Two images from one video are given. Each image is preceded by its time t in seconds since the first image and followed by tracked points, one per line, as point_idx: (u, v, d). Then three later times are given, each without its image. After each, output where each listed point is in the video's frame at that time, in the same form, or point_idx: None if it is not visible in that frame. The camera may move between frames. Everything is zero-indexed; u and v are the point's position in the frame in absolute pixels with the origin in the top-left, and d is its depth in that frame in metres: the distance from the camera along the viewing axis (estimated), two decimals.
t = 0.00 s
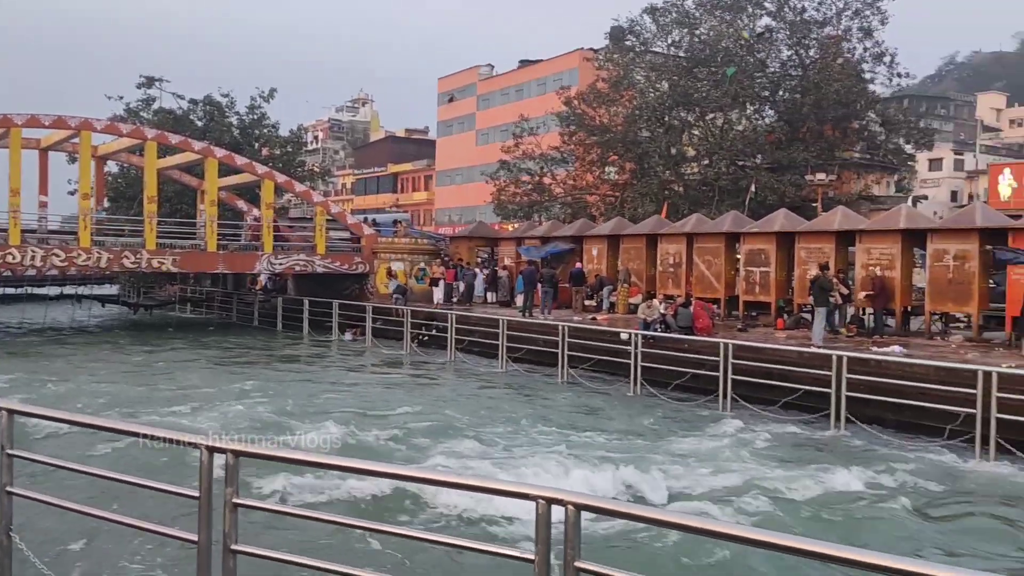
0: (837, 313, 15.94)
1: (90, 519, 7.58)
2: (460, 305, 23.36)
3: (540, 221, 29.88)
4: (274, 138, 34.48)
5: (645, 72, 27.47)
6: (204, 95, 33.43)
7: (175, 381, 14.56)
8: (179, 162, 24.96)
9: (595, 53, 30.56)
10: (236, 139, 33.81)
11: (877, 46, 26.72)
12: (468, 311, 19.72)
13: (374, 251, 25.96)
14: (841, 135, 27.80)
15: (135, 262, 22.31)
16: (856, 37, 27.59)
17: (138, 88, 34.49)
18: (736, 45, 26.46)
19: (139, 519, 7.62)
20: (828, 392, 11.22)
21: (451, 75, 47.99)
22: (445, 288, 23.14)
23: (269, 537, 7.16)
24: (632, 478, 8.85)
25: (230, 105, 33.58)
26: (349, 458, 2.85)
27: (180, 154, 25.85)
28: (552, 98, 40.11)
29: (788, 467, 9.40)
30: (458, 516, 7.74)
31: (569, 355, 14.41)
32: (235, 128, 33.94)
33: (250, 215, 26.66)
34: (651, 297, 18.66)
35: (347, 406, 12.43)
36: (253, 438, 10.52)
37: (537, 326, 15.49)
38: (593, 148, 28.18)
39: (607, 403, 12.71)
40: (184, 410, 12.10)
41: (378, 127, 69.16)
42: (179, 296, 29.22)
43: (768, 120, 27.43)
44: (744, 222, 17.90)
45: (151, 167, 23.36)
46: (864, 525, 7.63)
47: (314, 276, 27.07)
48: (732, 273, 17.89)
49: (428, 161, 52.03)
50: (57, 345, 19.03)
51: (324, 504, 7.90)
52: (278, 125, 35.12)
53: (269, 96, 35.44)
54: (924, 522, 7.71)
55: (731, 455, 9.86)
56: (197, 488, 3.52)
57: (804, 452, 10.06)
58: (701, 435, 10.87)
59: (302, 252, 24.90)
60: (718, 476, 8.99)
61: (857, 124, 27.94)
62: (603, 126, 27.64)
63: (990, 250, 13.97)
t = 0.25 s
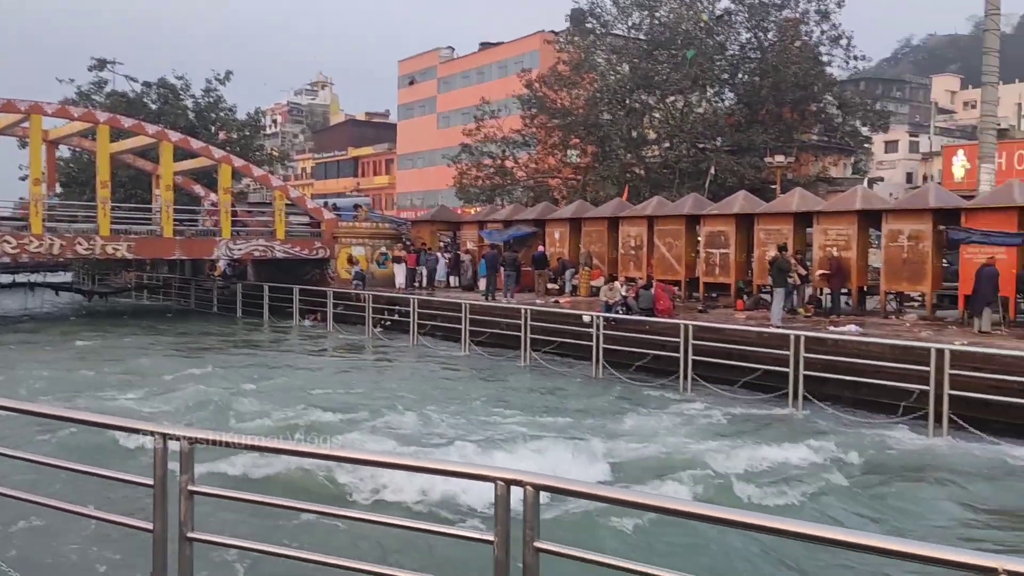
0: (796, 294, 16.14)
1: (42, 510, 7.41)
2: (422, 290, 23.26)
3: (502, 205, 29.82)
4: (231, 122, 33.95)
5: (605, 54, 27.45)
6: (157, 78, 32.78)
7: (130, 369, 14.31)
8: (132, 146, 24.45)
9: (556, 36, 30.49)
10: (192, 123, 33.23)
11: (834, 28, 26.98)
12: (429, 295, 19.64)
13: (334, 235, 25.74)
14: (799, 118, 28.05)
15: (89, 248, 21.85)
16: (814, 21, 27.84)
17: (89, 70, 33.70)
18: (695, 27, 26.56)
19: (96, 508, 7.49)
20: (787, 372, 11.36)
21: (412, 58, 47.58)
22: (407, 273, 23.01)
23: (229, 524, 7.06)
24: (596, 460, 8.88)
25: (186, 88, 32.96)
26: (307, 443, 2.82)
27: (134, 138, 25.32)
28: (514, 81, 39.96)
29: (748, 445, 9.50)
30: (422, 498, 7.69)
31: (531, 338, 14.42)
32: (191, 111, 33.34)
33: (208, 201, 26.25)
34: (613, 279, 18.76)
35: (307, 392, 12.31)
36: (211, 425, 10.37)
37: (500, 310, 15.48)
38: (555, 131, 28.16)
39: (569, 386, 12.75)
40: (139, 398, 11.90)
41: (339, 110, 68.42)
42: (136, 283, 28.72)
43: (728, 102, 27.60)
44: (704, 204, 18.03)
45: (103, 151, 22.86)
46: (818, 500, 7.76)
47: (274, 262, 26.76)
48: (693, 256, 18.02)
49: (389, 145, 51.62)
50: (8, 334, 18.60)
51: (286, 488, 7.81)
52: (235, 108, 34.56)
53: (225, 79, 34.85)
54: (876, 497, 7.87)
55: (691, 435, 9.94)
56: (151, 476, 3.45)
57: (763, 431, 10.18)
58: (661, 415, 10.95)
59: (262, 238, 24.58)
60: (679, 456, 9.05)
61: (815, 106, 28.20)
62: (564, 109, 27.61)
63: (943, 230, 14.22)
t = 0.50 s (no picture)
0: (773, 279, 16.24)
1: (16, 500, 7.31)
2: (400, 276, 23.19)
3: (481, 190, 29.74)
4: (206, 107, 33.57)
5: (584, 40, 27.40)
6: (130, 63, 32.32)
7: (105, 357, 14.16)
8: (105, 133, 24.11)
9: (533, 20, 30.38)
10: (165, 108, 32.82)
11: (810, 13, 27.08)
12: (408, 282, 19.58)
13: (311, 222, 25.59)
14: (776, 103, 28.13)
15: (61, 235, 21.55)
16: (790, 6, 27.92)
17: (60, 55, 33.17)
18: (673, 13, 26.56)
19: (71, 498, 7.41)
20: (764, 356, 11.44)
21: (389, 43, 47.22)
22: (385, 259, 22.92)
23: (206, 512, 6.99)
24: (575, 445, 8.89)
25: (159, 73, 32.53)
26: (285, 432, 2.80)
27: (106, 125, 24.96)
28: (492, 66, 39.79)
29: (726, 429, 9.55)
30: (401, 482, 7.64)
31: (510, 324, 14.41)
32: (164, 97, 32.92)
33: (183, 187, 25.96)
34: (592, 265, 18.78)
35: (284, 380, 12.24)
36: (188, 414, 10.28)
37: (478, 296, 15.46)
38: (533, 116, 28.10)
39: (548, 372, 12.76)
40: (114, 387, 11.77)
41: (315, 95, 67.84)
42: (110, 271, 28.41)
43: (706, 87, 27.64)
44: (682, 189, 18.06)
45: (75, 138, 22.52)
46: (797, 484, 7.83)
47: (250, 249, 26.55)
48: (671, 241, 18.08)
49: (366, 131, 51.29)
50: None
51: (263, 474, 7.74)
52: (209, 93, 34.16)
53: (199, 64, 34.42)
54: (853, 479, 7.95)
55: (670, 420, 9.98)
56: (125, 465, 3.40)
57: (740, 415, 10.24)
58: (640, 401, 10.99)
59: (237, 225, 24.37)
60: (658, 441, 9.08)
61: (792, 91, 28.32)
62: (542, 94, 27.53)
63: (918, 214, 14.33)
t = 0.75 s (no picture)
0: (758, 262, 16.30)
1: None
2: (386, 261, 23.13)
3: (466, 174, 29.63)
4: (188, 90, 33.23)
5: (569, 22, 27.26)
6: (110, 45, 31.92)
7: (89, 344, 14.07)
8: (86, 116, 23.83)
9: (518, 3, 30.20)
10: (146, 91, 32.47)
11: None
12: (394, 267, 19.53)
13: (296, 206, 25.46)
14: (761, 86, 28.09)
15: (43, 220, 21.33)
16: None
17: (38, 37, 32.71)
18: None
19: (55, 487, 7.34)
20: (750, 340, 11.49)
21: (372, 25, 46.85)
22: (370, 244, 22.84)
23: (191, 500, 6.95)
24: (560, 433, 8.89)
25: (139, 55, 32.15)
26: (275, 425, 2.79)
27: (86, 108, 24.65)
28: (477, 49, 39.56)
29: (712, 413, 9.60)
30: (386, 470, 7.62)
31: (497, 309, 14.41)
32: (145, 79, 32.56)
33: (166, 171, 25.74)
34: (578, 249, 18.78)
35: (271, 366, 12.19)
36: (173, 402, 10.22)
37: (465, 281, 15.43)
38: (518, 99, 27.99)
39: (535, 356, 12.78)
40: (99, 374, 11.70)
41: (298, 77, 67.28)
42: (92, 256, 28.17)
43: (691, 70, 27.59)
44: (668, 172, 18.06)
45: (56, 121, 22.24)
46: (783, 466, 7.89)
47: (234, 233, 26.38)
48: (657, 225, 18.11)
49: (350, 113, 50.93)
50: None
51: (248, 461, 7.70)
52: (191, 76, 33.80)
53: (180, 46, 34.04)
54: (837, 462, 8.00)
55: (657, 404, 10.01)
56: (109, 457, 3.37)
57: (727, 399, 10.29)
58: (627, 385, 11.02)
59: (221, 209, 24.19)
60: (645, 426, 9.11)
61: (777, 74, 28.30)
62: (527, 77, 27.40)
63: (902, 197, 14.38)
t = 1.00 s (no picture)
0: (756, 243, 16.29)
1: None
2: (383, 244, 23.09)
3: (463, 155, 29.49)
4: (182, 73, 33.02)
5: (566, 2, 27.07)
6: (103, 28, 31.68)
7: (87, 330, 14.06)
8: (80, 100, 23.69)
9: None
10: (141, 74, 32.26)
11: None
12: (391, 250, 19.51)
13: (292, 190, 25.39)
14: (759, 65, 27.78)
15: (39, 206, 21.27)
16: None
17: (31, 20, 32.45)
18: None
19: (54, 476, 7.36)
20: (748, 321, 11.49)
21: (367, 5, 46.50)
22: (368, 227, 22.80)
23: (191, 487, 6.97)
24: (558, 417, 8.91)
25: (133, 38, 31.92)
26: (275, 416, 2.79)
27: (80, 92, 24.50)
28: (473, 29, 39.28)
29: (710, 395, 9.61)
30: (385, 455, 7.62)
31: (496, 292, 14.40)
32: (139, 62, 32.34)
33: (161, 155, 25.63)
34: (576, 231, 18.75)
35: (270, 352, 12.19)
36: (172, 388, 10.22)
37: (463, 264, 15.42)
38: (515, 80, 27.85)
39: (533, 340, 12.78)
40: (97, 361, 11.70)
41: (293, 58, 66.83)
42: (89, 241, 28.10)
43: (689, 49, 27.42)
44: (666, 153, 18.00)
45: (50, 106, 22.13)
46: (780, 449, 7.91)
47: (231, 217, 26.30)
48: (655, 206, 18.09)
49: (346, 95, 50.66)
50: None
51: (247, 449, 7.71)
52: (185, 58, 33.58)
53: (174, 28, 33.79)
54: (834, 446, 8.02)
55: (656, 387, 10.02)
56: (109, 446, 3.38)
57: (725, 381, 10.30)
58: (626, 368, 11.03)
59: (218, 193, 24.11)
60: (642, 409, 9.12)
61: (775, 53, 28.14)
62: (524, 58, 27.23)
63: (901, 176, 14.34)
